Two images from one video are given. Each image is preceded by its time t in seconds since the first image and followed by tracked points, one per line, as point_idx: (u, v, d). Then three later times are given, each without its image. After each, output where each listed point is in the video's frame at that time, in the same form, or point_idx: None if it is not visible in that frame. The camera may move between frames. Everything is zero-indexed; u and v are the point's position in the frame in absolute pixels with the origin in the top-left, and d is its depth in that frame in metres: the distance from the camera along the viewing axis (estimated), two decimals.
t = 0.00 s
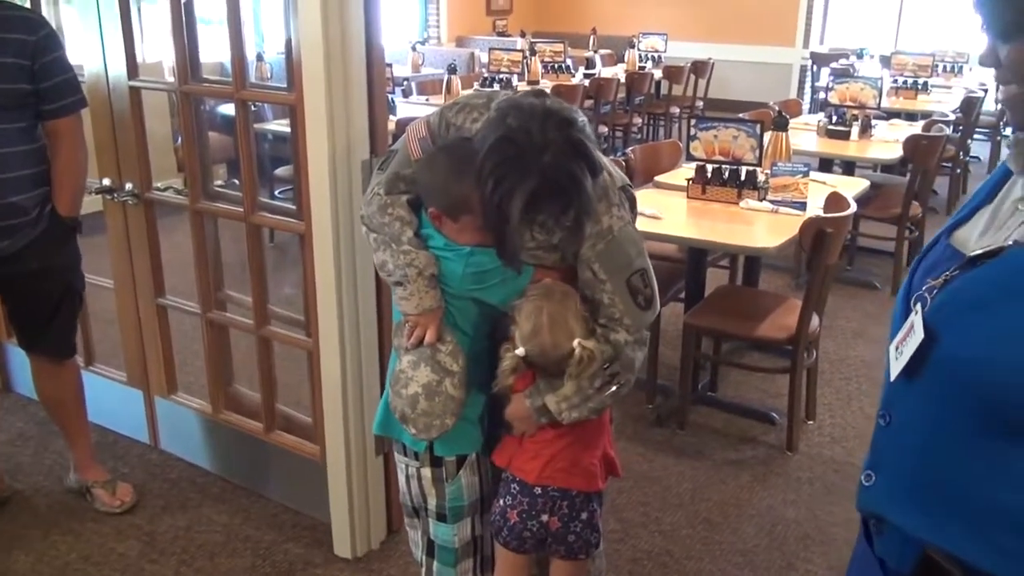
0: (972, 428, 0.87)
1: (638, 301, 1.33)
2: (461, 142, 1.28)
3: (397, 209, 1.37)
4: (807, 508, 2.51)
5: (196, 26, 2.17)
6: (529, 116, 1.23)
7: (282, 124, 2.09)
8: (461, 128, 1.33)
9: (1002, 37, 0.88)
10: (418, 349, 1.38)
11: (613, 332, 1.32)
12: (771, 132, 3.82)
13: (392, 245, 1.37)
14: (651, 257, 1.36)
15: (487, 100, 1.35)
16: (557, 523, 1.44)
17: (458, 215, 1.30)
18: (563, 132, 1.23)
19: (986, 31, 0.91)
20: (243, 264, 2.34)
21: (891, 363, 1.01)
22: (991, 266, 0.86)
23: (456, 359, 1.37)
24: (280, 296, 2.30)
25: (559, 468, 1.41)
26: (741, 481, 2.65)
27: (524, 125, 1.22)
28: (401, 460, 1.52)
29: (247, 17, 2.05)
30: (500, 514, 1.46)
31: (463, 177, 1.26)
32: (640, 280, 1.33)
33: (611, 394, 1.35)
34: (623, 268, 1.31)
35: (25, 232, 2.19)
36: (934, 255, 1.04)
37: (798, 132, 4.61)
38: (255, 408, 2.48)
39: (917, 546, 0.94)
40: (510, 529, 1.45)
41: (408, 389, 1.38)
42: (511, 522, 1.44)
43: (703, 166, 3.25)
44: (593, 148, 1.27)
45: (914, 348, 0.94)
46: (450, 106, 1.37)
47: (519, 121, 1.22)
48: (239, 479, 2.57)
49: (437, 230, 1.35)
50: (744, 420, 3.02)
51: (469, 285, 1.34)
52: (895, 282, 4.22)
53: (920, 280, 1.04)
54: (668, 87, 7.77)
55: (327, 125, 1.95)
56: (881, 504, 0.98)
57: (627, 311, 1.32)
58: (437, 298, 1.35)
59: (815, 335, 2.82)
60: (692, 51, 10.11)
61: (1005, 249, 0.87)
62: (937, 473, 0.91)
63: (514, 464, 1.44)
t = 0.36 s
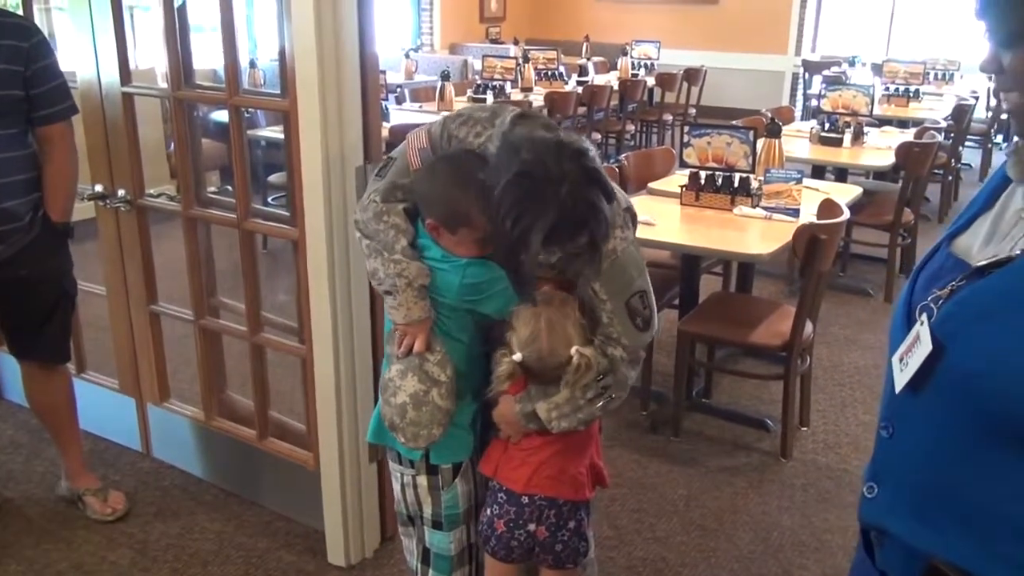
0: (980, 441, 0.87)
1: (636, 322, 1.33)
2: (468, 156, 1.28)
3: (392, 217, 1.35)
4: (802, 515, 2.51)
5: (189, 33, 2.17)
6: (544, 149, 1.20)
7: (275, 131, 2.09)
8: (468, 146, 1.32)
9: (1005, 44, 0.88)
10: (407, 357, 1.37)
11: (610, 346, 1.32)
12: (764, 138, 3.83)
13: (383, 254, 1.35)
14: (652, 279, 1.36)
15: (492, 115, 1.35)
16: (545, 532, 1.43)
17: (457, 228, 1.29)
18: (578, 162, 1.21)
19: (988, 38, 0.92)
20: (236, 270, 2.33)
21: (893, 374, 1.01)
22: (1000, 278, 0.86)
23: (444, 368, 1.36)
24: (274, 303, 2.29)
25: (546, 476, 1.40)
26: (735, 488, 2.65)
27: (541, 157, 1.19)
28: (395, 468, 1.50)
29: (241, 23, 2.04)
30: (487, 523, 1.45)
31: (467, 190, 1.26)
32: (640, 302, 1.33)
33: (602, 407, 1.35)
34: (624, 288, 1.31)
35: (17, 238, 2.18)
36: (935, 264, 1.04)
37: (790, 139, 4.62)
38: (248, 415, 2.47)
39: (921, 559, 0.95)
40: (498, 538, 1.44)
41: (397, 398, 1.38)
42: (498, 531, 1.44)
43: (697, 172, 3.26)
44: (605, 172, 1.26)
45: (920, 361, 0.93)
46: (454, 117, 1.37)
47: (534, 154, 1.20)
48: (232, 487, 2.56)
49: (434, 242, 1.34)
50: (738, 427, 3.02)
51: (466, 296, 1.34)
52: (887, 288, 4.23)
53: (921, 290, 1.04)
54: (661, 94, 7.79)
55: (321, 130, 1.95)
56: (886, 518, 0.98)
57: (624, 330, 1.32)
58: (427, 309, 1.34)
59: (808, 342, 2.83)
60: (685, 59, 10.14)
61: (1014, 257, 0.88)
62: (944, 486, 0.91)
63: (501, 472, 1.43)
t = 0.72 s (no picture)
0: (978, 443, 0.87)
1: (641, 340, 1.29)
2: (491, 178, 1.25)
3: (401, 217, 1.34)
4: (801, 520, 2.51)
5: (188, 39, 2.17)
6: (575, 210, 1.17)
7: (274, 135, 2.09)
8: (492, 164, 1.30)
9: (1003, 49, 0.88)
10: (405, 357, 1.36)
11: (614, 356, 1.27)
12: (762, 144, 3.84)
13: (390, 250, 1.35)
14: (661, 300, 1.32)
15: (521, 140, 1.32)
16: (545, 536, 1.43)
17: (472, 246, 1.26)
18: (608, 227, 1.18)
19: (986, 44, 0.92)
20: (235, 276, 2.33)
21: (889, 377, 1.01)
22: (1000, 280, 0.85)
23: (443, 370, 1.35)
24: (272, 308, 2.29)
25: (546, 480, 1.40)
26: (735, 493, 2.65)
27: (572, 219, 1.16)
28: (390, 474, 1.50)
29: (240, 29, 2.05)
30: (486, 529, 1.45)
31: (487, 213, 1.23)
32: (647, 320, 1.29)
33: (602, 413, 1.32)
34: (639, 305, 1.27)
35: (14, 242, 2.17)
36: (934, 267, 1.04)
37: (789, 144, 4.63)
38: (247, 420, 2.47)
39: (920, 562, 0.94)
40: (498, 544, 1.43)
41: (393, 398, 1.36)
42: (497, 537, 1.43)
43: (695, 178, 3.27)
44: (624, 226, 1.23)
45: (917, 364, 0.93)
46: (482, 135, 1.35)
47: (563, 216, 1.16)
48: (230, 492, 2.55)
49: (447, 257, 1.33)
50: (737, 432, 3.01)
51: (476, 311, 1.33)
52: (886, 294, 4.23)
53: (917, 293, 1.04)
54: (660, 100, 7.81)
55: (320, 136, 1.95)
56: (884, 522, 0.98)
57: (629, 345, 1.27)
58: (429, 310, 1.33)
59: (807, 346, 2.82)
60: (683, 64, 10.17)
61: (1013, 259, 0.88)
62: (942, 488, 0.91)
63: (500, 476, 1.42)
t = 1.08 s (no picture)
0: (980, 446, 0.86)
1: (646, 348, 1.30)
2: (501, 189, 1.24)
3: (411, 225, 1.34)
4: (805, 524, 2.50)
5: (190, 43, 2.16)
6: (590, 229, 1.16)
7: (276, 139, 2.09)
8: (502, 173, 1.29)
9: (1002, 49, 0.88)
10: (413, 364, 1.35)
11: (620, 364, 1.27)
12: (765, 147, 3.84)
13: (400, 258, 1.34)
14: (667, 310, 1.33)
15: (530, 150, 1.31)
16: (549, 539, 1.42)
17: (481, 257, 1.26)
18: (621, 245, 1.18)
19: (986, 45, 0.91)
20: (237, 279, 2.33)
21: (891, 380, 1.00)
22: (1000, 284, 0.85)
23: (451, 379, 1.35)
24: (274, 311, 2.29)
25: (549, 482, 1.39)
26: (738, 497, 2.64)
27: (588, 238, 1.15)
28: (392, 477, 1.50)
29: (242, 32, 2.05)
30: (489, 532, 1.44)
31: (498, 223, 1.23)
32: (654, 328, 1.30)
33: (602, 416, 1.32)
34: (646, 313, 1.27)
35: (16, 244, 2.17)
36: (936, 269, 1.04)
37: (792, 148, 4.62)
38: (249, 423, 2.47)
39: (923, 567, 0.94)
40: (501, 547, 1.42)
41: (400, 406, 1.36)
42: (501, 540, 1.42)
43: (698, 181, 3.26)
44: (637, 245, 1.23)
45: (919, 367, 0.93)
46: (490, 143, 1.33)
47: (579, 235, 1.15)
48: (232, 495, 2.55)
49: (456, 266, 1.32)
50: (741, 436, 3.00)
51: (485, 319, 1.33)
52: (890, 297, 4.22)
53: (920, 294, 1.04)
54: (662, 103, 7.81)
55: (323, 140, 1.95)
56: (885, 526, 0.97)
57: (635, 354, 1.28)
58: (438, 318, 1.33)
59: (811, 350, 2.81)
60: (686, 68, 10.17)
61: (1014, 262, 0.87)
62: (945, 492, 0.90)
63: (504, 478, 1.42)
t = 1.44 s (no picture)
0: (982, 438, 0.86)
1: (648, 345, 1.30)
2: (502, 183, 1.23)
3: (413, 219, 1.33)
4: (806, 520, 2.49)
5: (191, 36, 2.16)
6: (590, 224, 1.15)
7: (277, 133, 2.08)
8: (505, 168, 1.29)
9: (1006, 40, 0.87)
10: (413, 358, 1.34)
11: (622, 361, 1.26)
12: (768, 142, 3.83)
13: (402, 250, 1.33)
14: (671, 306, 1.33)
15: (534, 142, 1.32)
16: (550, 536, 1.42)
17: (484, 252, 1.24)
18: (623, 241, 1.17)
19: (989, 35, 0.90)
20: (238, 272, 2.32)
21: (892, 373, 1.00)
22: (1003, 277, 0.84)
23: (451, 373, 1.34)
24: (275, 305, 2.29)
25: (551, 479, 1.39)
26: (739, 492, 2.63)
27: (587, 233, 1.15)
28: (393, 470, 1.49)
29: (244, 25, 2.05)
30: (490, 528, 1.44)
31: (500, 218, 1.21)
32: (656, 325, 1.30)
33: (603, 413, 1.31)
34: (647, 310, 1.27)
35: (18, 236, 2.17)
36: (936, 261, 1.03)
37: (795, 144, 4.61)
38: (249, 417, 2.47)
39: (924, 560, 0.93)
40: (502, 543, 1.42)
41: (400, 399, 1.35)
42: (502, 536, 1.42)
43: (701, 176, 3.25)
44: (640, 241, 1.22)
45: (921, 359, 0.92)
46: (493, 137, 1.34)
47: (579, 230, 1.15)
48: (233, 488, 2.54)
49: (458, 260, 1.31)
50: (742, 432, 3.00)
51: (487, 314, 1.33)
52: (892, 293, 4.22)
53: (921, 287, 1.03)
54: (665, 99, 7.79)
55: (325, 133, 1.94)
56: (885, 520, 0.97)
57: (637, 351, 1.28)
58: (439, 312, 1.32)
59: (813, 346, 2.80)
60: (689, 63, 10.15)
61: (1015, 254, 0.87)
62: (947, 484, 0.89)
63: (506, 474, 1.42)
